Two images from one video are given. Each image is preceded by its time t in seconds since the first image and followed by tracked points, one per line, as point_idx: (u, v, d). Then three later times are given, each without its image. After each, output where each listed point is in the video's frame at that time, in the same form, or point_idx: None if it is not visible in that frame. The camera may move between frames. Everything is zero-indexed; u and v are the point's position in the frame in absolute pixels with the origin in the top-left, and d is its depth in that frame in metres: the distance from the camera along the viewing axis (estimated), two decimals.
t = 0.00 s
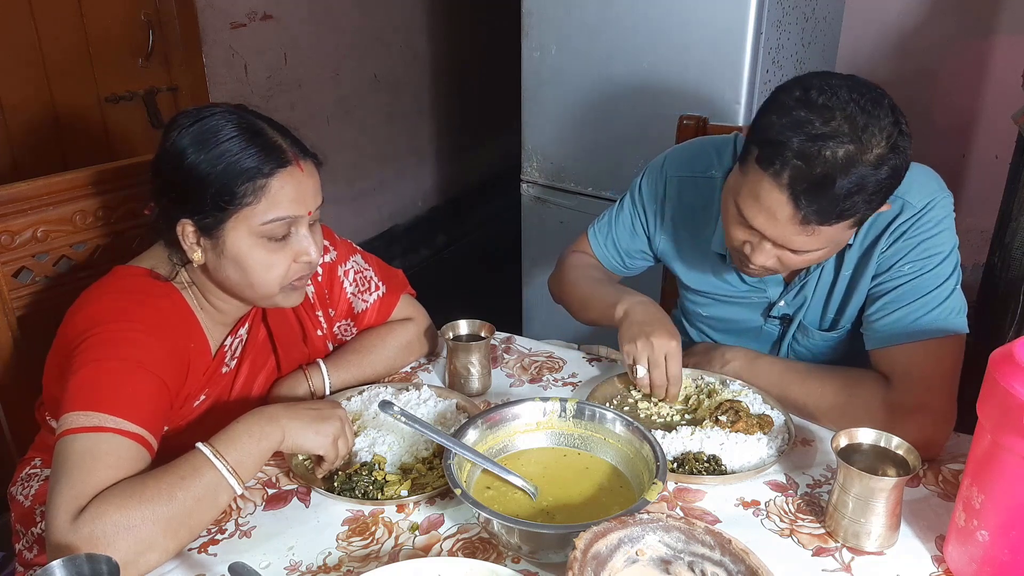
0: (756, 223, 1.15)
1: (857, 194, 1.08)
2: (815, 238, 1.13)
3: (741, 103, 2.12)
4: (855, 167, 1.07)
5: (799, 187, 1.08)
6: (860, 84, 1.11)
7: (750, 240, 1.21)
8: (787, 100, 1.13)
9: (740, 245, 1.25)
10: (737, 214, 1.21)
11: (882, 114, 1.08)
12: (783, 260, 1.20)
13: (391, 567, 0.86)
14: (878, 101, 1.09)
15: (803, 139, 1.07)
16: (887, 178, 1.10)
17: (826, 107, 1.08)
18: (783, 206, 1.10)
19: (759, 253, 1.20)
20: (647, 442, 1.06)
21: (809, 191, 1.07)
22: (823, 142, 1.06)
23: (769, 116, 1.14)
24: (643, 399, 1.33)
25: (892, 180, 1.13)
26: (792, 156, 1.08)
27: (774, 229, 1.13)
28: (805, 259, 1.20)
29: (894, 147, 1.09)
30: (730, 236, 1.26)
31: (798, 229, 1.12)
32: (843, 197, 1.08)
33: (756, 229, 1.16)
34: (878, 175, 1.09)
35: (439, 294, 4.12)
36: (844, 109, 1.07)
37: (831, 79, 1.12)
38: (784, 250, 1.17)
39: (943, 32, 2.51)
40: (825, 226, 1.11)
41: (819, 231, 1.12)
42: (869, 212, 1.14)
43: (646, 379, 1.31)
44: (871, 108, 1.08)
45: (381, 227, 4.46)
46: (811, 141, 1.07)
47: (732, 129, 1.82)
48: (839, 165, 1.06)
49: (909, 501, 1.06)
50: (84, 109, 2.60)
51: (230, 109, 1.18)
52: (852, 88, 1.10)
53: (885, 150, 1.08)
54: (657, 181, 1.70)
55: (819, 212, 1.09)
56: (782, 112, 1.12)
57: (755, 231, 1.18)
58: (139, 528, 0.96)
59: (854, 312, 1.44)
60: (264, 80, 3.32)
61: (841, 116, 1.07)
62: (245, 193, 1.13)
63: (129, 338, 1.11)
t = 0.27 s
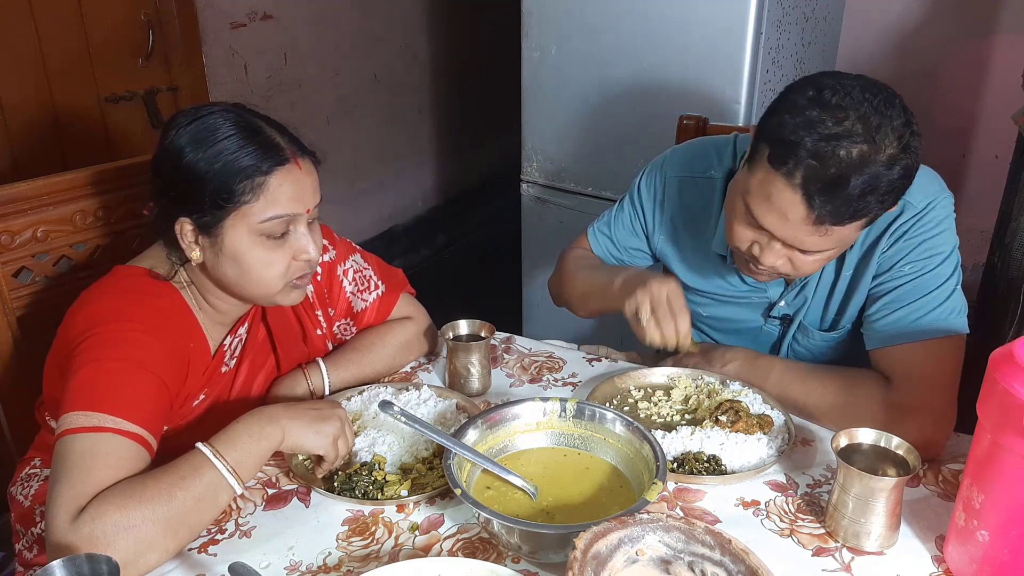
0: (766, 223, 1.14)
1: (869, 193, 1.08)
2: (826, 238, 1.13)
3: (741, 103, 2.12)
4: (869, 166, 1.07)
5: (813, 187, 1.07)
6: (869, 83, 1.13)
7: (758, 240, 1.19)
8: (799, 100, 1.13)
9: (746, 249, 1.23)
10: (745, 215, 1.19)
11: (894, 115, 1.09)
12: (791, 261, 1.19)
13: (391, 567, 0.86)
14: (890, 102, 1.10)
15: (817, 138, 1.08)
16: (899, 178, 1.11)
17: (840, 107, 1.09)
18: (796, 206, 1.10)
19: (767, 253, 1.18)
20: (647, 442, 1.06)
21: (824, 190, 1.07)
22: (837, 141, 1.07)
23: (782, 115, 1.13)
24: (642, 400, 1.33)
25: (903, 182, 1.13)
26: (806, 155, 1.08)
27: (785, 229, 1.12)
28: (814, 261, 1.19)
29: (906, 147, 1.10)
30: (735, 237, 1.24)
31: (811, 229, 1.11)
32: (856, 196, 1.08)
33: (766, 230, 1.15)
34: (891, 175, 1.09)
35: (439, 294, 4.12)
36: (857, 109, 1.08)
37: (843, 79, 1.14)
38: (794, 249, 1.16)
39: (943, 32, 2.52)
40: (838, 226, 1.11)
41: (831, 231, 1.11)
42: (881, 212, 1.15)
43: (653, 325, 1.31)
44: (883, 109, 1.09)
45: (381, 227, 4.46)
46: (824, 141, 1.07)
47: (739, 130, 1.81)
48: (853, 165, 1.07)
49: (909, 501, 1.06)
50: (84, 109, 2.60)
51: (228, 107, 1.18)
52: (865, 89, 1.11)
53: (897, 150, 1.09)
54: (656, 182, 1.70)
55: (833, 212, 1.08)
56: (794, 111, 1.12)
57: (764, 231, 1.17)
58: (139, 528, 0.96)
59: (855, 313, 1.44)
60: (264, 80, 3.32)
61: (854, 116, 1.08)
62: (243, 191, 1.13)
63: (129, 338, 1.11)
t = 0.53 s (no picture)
0: (777, 209, 1.13)
1: (881, 178, 1.09)
2: (836, 225, 1.12)
3: (741, 103, 2.12)
4: (881, 151, 1.07)
5: (827, 170, 1.07)
6: (884, 72, 1.14)
7: (766, 229, 1.19)
8: (813, 84, 1.14)
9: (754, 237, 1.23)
10: (754, 203, 1.19)
11: (906, 103, 1.09)
12: (799, 250, 1.19)
13: (391, 567, 0.86)
14: (903, 91, 1.11)
15: (830, 121, 1.08)
16: (909, 165, 1.11)
17: (854, 91, 1.10)
18: (809, 190, 1.09)
19: (775, 242, 1.18)
20: (647, 442, 1.06)
21: (838, 173, 1.07)
22: (850, 125, 1.07)
23: (795, 99, 1.14)
24: (642, 400, 1.33)
25: (913, 170, 1.13)
26: (821, 136, 1.08)
27: (797, 215, 1.12)
28: (822, 249, 1.19)
29: (917, 135, 1.10)
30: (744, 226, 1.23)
31: (821, 214, 1.10)
32: (868, 181, 1.08)
33: (776, 216, 1.14)
34: (903, 161, 1.09)
35: (439, 294, 4.12)
36: (870, 94, 1.09)
37: (857, 67, 1.15)
38: (804, 237, 1.16)
39: (942, 32, 2.52)
40: (849, 212, 1.10)
41: (842, 216, 1.11)
42: (891, 199, 1.15)
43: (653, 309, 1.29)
44: (896, 95, 1.10)
45: (381, 227, 4.46)
46: (838, 124, 1.07)
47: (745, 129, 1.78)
48: (866, 148, 1.07)
49: (910, 501, 1.06)
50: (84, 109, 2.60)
51: (227, 107, 1.18)
52: (878, 77, 1.12)
53: (908, 138, 1.09)
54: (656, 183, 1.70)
55: (845, 196, 1.08)
56: (809, 95, 1.13)
57: (774, 218, 1.16)
58: (139, 528, 0.96)
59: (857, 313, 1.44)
60: (264, 80, 3.32)
61: (868, 100, 1.08)
62: (242, 192, 1.13)
63: (129, 338, 1.11)
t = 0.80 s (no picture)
0: (786, 198, 1.13)
1: (892, 167, 1.08)
2: (845, 214, 1.11)
3: (741, 103, 2.12)
4: (892, 141, 1.07)
5: (839, 156, 1.07)
6: (898, 65, 1.14)
7: (774, 219, 1.19)
8: (827, 73, 1.14)
9: (761, 228, 1.22)
10: (763, 192, 1.18)
11: (918, 96, 1.10)
12: (806, 242, 1.18)
13: (391, 567, 0.86)
14: (915, 84, 1.11)
15: (843, 109, 1.08)
16: (920, 157, 1.11)
17: (868, 81, 1.10)
18: (820, 178, 1.08)
19: (782, 232, 1.18)
20: (647, 442, 1.06)
21: (850, 159, 1.06)
22: (864, 112, 1.07)
23: (809, 88, 1.14)
24: (642, 399, 1.33)
25: (924, 163, 1.13)
26: (835, 122, 1.07)
27: (806, 204, 1.11)
28: (829, 242, 1.18)
29: (928, 128, 1.10)
30: (751, 217, 1.23)
31: (831, 202, 1.10)
32: (880, 170, 1.07)
33: (786, 206, 1.14)
34: (914, 152, 1.09)
35: (439, 293, 4.12)
36: (883, 85, 1.09)
37: (871, 59, 1.15)
38: (813, 227, 1.15)
39: (942, 32, 2.52)
40: (859, 201, 1.10)
41: (852, 206, 1.10)
42: (901, 191, 1.14)
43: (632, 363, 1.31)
44: (908, 87, 1.10)
45: (381, 227, 4.46)
46: (851, 111, 1.07)
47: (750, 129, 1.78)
48: (879, 136, 1.07)
49: (910, 501, 1.06)
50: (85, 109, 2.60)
51: (226, 107, 1.18)
52: (892, 69, 1.12)
53: (919, 131, 1.09)
54: (656, 183, 1.69)
55: (856, 183, 1.07)
56: (822, 84, 1.13)
57: (782, 207, 1.16)
58: (139, 528, 0.96)
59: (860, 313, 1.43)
60: (264, 80, 3.32)
61: (881, 90, 1.08)
62: (241, 191, 1.13)
63: (129, 338, 1.11)
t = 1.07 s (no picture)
0: (801, 189, 1.12)
1: (909, 161, 1.09)
2: (860, 207, 1.11)
3: (740, 103, 2.12)
4: (910, 135, 1.08)
5: (859, 147, 1.07)
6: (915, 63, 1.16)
7: (785, 212, 1.18)
8: (846, 66, 1.15)
9: (771, 222, 1.22)
10: (775, 185, 1.18)
11: (934, 92, 1.11)
12: (817, 236, 1.18)
13: (391, 566, 0.86)
14: (932, 82, 1.12)
15: (863, 100, 1.09)
16: (935, 153, 1.12)
17: (888, 75, 1.11)
18: (838, 169, 1.08)
19: (793, 226, 1.17)
20: (646, 442, 1.06)
21: (869, 150, 1.07)
22: (884, 105, 1.08)
23: (828, 80, 1.15)
24: (642, 400, 1.33)
25: (937, 160, 1.14)
26: (855, 113, 1.08)
27: (822, 196, 1.11)
28: (838, 237, 1.19)
29: (943, 125, 1.11)
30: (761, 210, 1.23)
31: (848, 194, 1.09)
32: (897, 163, 1.08)
33: (800, 197, 1.13)
34: (928, 147, 1.10)
35: (439, 293, 4.12)
36: (902, 79, 1.10)
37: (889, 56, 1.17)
38: (825, 220, 1.15)
39: (942, 32, 2.52)
40: (874, 194, 1.10)
41: (868, 198, 1.10)
42: (915, 186, 1.15)
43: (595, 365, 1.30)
44: (926, 83, 1.11)
45: (381, 227, 4.46)
46: (872, 103, 1.08)
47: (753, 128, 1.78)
48: (897, 129, 1.08)
49: (909, 501, 1.06)
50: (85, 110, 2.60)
51: (226, 107, 1.18)
52: (910, 66, 1.13)
53: (934, 128, 1.10)
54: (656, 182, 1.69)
55: (874, 174, 1.07)
56: (842, 76, 1.14)
57: (796, 199, 1.15)
58: (139, 528, 0.96)
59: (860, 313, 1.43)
60: (264, 80, 3.32)
61: (900, 85, 1.09)
62: (240, 191, 1.13)
63: (129, 338, 1.11)
